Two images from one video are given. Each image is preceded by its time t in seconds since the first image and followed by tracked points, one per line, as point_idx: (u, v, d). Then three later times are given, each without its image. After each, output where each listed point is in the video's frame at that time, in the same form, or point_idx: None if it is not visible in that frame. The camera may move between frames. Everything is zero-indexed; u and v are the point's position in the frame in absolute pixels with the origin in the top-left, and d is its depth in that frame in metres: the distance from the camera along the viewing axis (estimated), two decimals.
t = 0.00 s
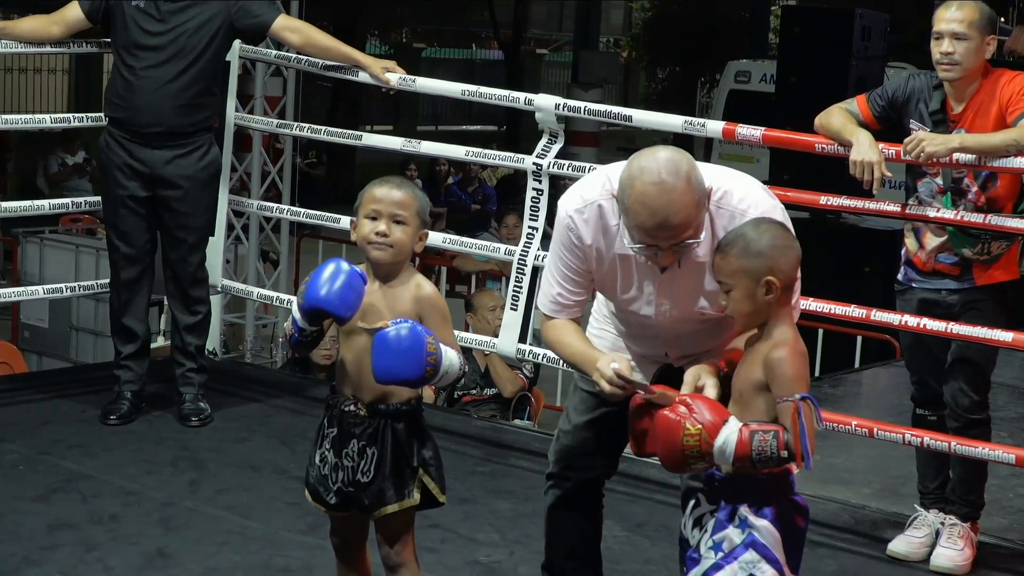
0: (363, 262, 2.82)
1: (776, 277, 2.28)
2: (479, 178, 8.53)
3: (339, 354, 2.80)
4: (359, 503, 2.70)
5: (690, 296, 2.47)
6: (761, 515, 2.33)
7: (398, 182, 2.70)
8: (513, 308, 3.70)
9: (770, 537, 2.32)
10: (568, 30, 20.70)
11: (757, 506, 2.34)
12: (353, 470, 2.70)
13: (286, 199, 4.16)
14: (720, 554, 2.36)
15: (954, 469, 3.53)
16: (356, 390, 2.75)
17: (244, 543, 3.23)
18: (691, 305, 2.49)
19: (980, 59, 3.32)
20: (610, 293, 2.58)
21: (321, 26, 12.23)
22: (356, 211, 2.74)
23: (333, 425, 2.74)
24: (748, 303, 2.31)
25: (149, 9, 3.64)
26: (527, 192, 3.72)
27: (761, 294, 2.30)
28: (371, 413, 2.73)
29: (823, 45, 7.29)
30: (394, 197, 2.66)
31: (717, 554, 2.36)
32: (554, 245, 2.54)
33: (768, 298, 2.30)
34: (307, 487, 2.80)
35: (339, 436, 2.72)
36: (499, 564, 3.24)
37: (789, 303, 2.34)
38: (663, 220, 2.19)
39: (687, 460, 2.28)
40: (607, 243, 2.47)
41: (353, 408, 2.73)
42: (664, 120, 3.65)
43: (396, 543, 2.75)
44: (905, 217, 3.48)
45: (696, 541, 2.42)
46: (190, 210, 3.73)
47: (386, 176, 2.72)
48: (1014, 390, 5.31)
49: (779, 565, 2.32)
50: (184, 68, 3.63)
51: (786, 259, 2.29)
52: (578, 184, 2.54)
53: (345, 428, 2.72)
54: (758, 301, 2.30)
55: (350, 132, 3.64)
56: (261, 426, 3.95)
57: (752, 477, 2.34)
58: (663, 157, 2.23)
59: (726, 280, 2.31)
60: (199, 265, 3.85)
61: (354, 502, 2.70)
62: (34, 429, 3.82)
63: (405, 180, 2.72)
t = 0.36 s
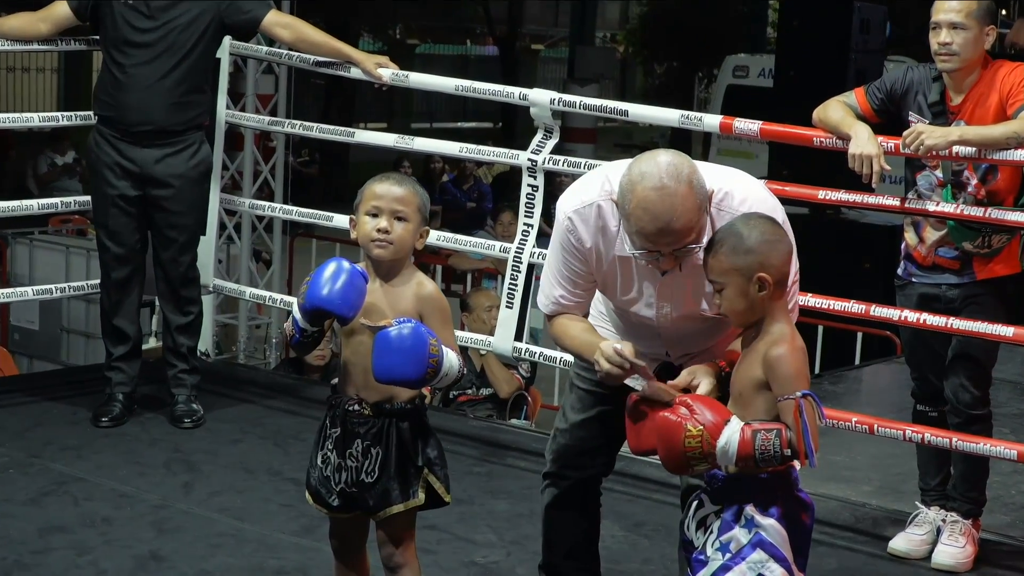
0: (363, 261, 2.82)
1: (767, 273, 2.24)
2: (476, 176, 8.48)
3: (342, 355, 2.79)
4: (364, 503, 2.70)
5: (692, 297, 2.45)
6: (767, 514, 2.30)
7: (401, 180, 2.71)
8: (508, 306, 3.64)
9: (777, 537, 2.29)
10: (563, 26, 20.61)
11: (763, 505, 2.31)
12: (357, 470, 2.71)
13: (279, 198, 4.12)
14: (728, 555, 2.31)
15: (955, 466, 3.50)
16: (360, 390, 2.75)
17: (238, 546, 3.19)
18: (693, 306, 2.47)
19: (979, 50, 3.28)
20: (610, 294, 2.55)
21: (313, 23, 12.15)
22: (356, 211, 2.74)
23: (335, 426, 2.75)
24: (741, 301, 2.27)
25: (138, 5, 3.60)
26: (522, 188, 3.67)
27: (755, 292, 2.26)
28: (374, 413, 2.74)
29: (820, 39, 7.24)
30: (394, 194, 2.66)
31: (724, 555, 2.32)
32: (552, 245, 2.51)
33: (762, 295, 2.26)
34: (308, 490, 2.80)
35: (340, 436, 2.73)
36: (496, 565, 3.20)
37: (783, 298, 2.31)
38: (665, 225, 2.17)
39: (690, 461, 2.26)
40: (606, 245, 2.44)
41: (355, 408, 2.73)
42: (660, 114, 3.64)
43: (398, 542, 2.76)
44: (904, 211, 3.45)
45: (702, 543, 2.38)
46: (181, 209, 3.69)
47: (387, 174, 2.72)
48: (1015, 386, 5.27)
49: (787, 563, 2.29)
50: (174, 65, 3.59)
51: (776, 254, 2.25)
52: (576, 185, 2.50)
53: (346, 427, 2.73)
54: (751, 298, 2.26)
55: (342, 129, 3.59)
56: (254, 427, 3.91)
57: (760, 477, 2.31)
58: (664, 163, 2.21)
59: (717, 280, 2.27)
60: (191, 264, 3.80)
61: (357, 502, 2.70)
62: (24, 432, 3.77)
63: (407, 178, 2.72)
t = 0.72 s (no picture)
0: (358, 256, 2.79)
1: (764, 265, 2.20)
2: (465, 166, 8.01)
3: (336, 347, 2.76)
4: (357, 499, 2.66)
5: (681, 295, 2.42)
6: (760, 511, 2.24)
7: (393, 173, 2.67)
8: (499, 300, 3.59)
9: (770, 534, 2.23)
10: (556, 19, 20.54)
11: (756, 501, 2.25)
12: (350, 466, 2.65)
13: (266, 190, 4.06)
14: (719, 551, 2.26)
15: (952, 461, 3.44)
16: (353, 384, 2.71)
17: (224, 544, 3.13)
18: (682, 304, 2.44)
19: (976, 37, 3.23)
20: (601, 293, 2.51)
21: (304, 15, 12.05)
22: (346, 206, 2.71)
23: (327, 421, 2.70)
24: (738, 292, 2.22)
25: None
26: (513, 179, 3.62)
27: (752, 285, 2.21)
28: (368, 407, 2.69)
29: (815, 31, 7.19)
30: (387, 189, 2.63)
31: (715, 552, 2.27)
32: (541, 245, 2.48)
33: (758, 288, 2.21)
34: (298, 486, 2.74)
35: (333, 431, 2.68)
36: (486, 562, 3.15)
37: (780, 291, 2.26)
38: (650, 230, 2.15)
39: (682, 458, 2.23)
40: (594, 247, 2.41)
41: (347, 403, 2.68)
42: (653, 104, 3.59)
43: (390, 539, 2.69)
44: (901, 202, 3.41)
45: (694, 539, 2.33)
46: (166, 201, 3.63)
47: (379, 167, 2.68)
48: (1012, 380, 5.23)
49: (780, 561, 2.24)
50: (159, 55, 3.54)
51: (774, 246, 2.21)
52: (562, 184, 2.46)
53: (340, 422, 2.68)
54: (749, 291, 2.22)
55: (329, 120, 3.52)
56: (241, 423, 3.85)
57: (755, 473, 2.26)
58: (648, 168, 2.19)
59: (717, 274, 2.22)
60: (176, 258, 3.75)
61: (349, 498, 2.65)
62: (7, 428, 3.70)
63: (400, 170, 2.69)
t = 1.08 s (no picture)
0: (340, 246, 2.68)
1: (763, 256, 2.09)
2: (451, 155, 7.71)
3: (319, 338, 2.64)
4: (336, 498, 2.55)
5: (670, 296, 2.32)
6: (747, 512, 2.14)
7: (380, 161, 2.55)
8: (484, 292, 3.48)
9: (758, 536, 2.13)
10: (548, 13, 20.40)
11: (743, 502, 2.14)
12: (330, 463, 2.54)
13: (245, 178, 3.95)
14: (704, 555, 2.16)
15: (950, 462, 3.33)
16: (334, 376, 2.58)
17: (198, 542, 3.01)
18: (670, 304, 2.34)
19: (976, 26, 3.13)
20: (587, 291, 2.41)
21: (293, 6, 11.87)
22: (333, 193, 2.60)
23: (307, 416, 2.58)
24: (732, 283, 2.12)
25: None
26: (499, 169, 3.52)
27: (746, 275, 2.11)
28: (349, 402, 2.57)
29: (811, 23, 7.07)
30: (374, 179, 2.52)
31: (701, 555, 2.16)
32: (525, 244, 2.37)
33: (754, 279, 2.11)
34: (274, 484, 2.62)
35: (314, 427, 2.56)
36: (469, 563, 3.03)
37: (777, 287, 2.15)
38: (638, 232, 2.05)
39: (667, 456, 2.13)
40: (582, 247, 2.31)
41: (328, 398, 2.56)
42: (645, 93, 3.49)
43: (371, 539, 2.60)
44: (898, 194, 3.29)
45: (679, 542, 2.22)
46: (141, 189, 3.53)
47: (364, 156, 2.56)
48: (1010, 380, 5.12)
49: (768, 565, 2.13)
50: (135, 38, 3.44)
51: (776, 239, 2.10)
52: (549, 181, 2.36)
53: (321, 417, 2.56)
54: (743, 282, 2.11)
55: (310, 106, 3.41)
56: (218, 419, 3.74)
57: (741, 473, 2.15)
58: (638, 166, 2.08)
59: (716, 258, 2.12)
60: (151, 247, 3.65)
61: (329, 497, 2.54)
62: None
63: (385, 158, 2.57)
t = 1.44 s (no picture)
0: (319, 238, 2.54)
1: (764, 244, 1.99)
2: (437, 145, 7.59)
3: (302, 333, 2.52)
4: (320, 500, 2.44)
5: (662, 289, 2.21)
6: (742, 514, 2.03)
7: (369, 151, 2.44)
8: (471, 287, 3.39)
9: (754, 539, 2.02)
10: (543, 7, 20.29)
11: (737, 503, 2.03)
12: (313, 463, 2.43)
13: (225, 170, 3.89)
14: (699, 558, 2.05)
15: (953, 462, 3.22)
16: (316, 374, 2.47)
17: (176, 545, 2.90)
18: (662, 297, 2.23)
19: (979, 10, 3.01)
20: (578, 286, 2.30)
21: None
22: (318, 185, 2.47)
23: (289, 415, 2.47)
24: (729, 271, 2.01)
25: None
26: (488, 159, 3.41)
27: (745, 262, 2.00)
28: (333, 400, 2.45)
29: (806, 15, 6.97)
30: (371, 167, 2.41)
31: (695, 559, 2.06)
32: (512, 236, 2.27)
33: (754, 268, 2.00)
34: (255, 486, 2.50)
35: (296, 426, 2.45)
36: (456, 566, 2.93)
37: (777, 280, 2.04)
38: (626, 220, 1.94)
39: (658, 455, 2.02)
40: (571, 239, 2.20)
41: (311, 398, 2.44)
42: (638, 81, 3.38)
43: (356, 543, 2.48)
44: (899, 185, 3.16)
45: (672, 546, 2.11)
46: (118, 179, 3.45)
47: (350, 146, 2.45)
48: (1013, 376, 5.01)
49: (765, 568, 2.03)
50: (113, 24, 3.36)
51: (781, 230, 2.00)
52: (537, 171, 2.25)
53: (304, 416, 2.45)
54: (742, 269, 2.00)
55: (294, 95, 3.32)
56: (198, 418, 3.62)
57: (735, 473, 2.04)
58: (626, 151, 1.98)
59: (716, 241, 2.01)
60: (129, 240, 3.57)
61: (312, 499, 2.43)
62: None
63: (370, 147, 2.46)
